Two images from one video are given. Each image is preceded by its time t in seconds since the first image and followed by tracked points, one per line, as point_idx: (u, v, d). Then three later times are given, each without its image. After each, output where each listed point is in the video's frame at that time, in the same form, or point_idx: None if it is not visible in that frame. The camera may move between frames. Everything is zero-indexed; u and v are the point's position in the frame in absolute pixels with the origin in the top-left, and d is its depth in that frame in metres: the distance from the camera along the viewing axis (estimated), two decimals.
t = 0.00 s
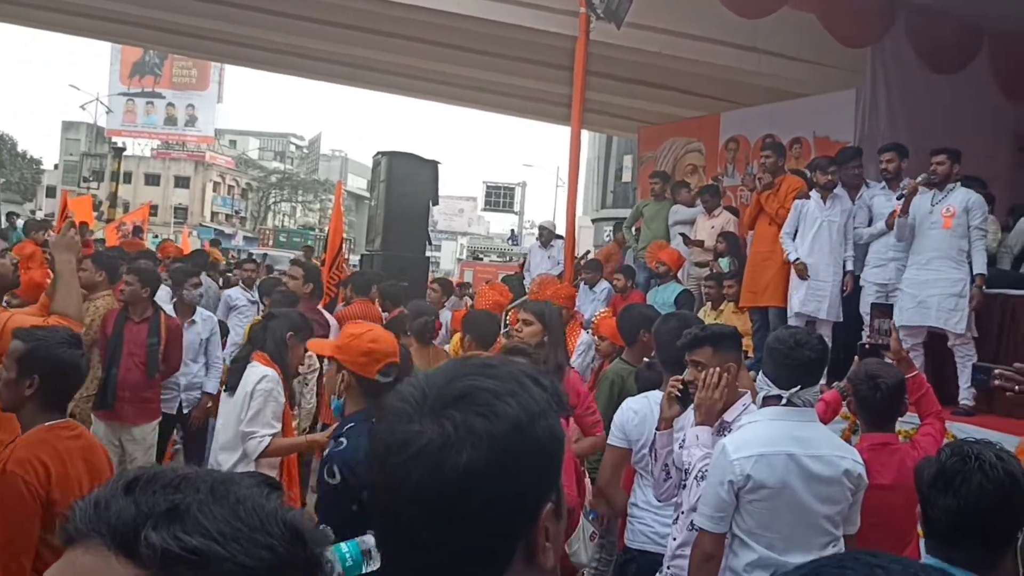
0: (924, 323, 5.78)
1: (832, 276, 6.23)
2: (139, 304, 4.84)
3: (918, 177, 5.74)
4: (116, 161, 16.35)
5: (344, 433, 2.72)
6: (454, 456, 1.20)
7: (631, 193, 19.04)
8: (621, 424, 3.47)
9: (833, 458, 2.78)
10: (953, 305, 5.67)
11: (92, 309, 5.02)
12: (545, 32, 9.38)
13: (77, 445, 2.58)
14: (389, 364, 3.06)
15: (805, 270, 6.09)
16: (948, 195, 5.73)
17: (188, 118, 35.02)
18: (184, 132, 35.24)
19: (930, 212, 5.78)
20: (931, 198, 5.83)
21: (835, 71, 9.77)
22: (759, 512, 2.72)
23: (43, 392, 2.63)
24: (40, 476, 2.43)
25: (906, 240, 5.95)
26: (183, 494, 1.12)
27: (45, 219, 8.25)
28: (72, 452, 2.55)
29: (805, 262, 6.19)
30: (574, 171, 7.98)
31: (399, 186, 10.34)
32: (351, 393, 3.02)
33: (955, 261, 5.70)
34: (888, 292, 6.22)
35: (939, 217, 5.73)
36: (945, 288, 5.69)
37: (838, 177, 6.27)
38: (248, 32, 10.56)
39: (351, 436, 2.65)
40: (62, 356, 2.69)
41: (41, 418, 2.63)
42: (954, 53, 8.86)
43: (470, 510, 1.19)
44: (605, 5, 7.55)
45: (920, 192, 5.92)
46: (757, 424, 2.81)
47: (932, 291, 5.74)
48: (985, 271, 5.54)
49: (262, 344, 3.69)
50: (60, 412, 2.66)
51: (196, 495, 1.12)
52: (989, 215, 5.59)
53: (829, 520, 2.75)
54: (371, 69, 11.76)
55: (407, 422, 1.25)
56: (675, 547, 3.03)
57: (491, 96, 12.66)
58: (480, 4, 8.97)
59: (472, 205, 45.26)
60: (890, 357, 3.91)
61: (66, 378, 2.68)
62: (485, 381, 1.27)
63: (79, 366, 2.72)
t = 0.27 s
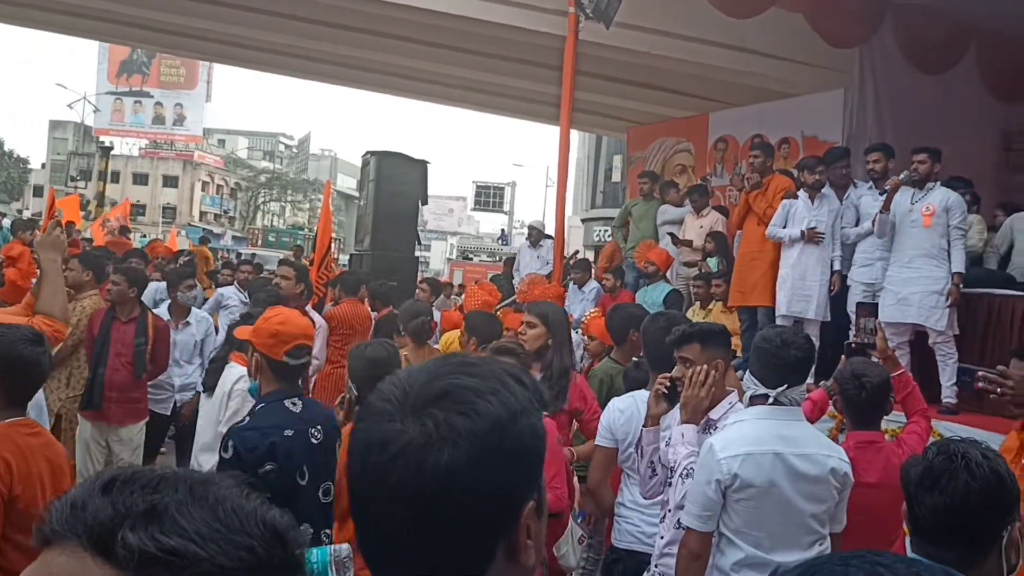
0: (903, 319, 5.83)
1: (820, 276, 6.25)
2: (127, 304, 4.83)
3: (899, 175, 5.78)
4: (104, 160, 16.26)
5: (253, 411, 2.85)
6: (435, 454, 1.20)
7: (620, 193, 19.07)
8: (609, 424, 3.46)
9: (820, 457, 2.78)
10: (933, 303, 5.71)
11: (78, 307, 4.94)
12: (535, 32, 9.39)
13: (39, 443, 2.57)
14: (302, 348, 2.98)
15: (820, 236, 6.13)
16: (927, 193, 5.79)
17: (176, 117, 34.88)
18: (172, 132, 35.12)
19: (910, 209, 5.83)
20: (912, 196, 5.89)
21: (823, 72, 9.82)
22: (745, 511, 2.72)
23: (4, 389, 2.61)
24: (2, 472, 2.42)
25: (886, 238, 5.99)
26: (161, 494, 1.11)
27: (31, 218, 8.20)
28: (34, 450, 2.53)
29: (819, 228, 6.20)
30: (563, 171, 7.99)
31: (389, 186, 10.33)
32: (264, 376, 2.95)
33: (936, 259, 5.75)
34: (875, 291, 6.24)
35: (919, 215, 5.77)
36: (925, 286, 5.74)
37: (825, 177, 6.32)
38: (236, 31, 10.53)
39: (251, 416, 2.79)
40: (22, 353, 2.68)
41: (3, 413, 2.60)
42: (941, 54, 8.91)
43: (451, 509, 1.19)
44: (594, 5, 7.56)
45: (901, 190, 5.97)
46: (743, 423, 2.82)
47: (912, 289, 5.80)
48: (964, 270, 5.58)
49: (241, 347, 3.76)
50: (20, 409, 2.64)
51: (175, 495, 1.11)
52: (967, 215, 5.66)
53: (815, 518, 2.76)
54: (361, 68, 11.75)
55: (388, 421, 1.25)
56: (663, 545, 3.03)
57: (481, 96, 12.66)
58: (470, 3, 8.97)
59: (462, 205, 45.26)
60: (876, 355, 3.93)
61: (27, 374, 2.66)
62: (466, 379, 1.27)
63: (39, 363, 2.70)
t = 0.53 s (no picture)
0: (875, 320, 5.86)
1: (793, 275, 6.29)
2: (99, 303, 4.78)
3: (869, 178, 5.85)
4: (75, 158, 16.07)
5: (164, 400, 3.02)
6: (404, 453, 1.20)
7: (596, 193, 19.14)
8: (584, 420, 3.47)
9: (793, 454, 2.80)
10: (904, 303, 5.78)
11: (50, 308, 4.95)
12: (511, 32, 9.40)
13: None
14: (219, 350, 3.09)
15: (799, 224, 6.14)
16: (898, 196, 5.87)
17: (150, 116, 34.55)
18: (145, 130, 34.81)
19: (881, 211, 5.90)
20: (882, 198, 5.95)
21: (797, 73, 9.89)
22: (718, 508, 2.74)
23: None
24: None
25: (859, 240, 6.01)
26: (129, 497, 1.10)
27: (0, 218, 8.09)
28: None
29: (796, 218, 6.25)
30: (539, 170, 7.99)
31: (364, 185, 10.30)
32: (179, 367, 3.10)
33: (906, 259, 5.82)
34: (847, 291, 6.29)
35: (890, 216, 5.85)
36: (897, 286, 5.80)
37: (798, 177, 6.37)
38: (209, 29, 10.45)
39: (159, 404, 2.97)
40: None
41: None
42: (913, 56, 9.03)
43: (421, 508, 1.19)
44: (570, 5, 7.56)
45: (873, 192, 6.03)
46: (717, 421, 2.83)
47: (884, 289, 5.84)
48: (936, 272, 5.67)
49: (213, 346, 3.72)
50: None
51: (141, 498, 1.10)
52: (938, 218, 5.75)
53: (788, 516, 2.78)
54: (336, 67, 11.70)
55: (357, 420, 1.25)
56: (637, 542, 3.04)
57: (457, 95, 12.65)
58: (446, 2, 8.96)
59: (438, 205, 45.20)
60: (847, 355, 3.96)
61: None
62: (435, 378, 1.27)
63: None
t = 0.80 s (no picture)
0: (857, 320, 5.87)
1: (774, 275, 6.32)
2: (78, 303, 4.73)
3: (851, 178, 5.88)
4: (53, 157, 15.92)
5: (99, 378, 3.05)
6: (379, 454, 1.19)
7: (579, 193, 19.16)
8: (567, 421, 3.47)
9: (772, 454, 2.81)
10: (886, 303, 5.81)
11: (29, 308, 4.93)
12: (494, 32, 9.40)
13: None
14: (155, 327, 3.14)
15: (779, 226, 6.20)
16: (880, 197, 5.90)
17: (130, 114, 34.30)
18: (126, 129, 34.55)
19: (864, 212, 5.93)
20: (864, 199, 5.97)
21: (779, 74, 9.95)
22: (699, 508, 2.74)
23: None
24: None
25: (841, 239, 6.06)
26: (102, 501, 1.10)
27: None
28: None
29: (777, 219, 6.29)
30: (521, 170, 7.99)
31: (347, 185, 10.27)
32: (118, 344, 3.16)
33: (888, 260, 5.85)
34: (828, 291, 6.32)
35: (872, 217, 5.88)
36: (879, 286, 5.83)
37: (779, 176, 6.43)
38: (189, 27, 10.39)
39: (92, 380, 3.00)
40: None
41: None
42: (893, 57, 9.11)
43: (396, 510, 1.18)
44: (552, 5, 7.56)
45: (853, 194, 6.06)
46: (697, 421, 2.83)
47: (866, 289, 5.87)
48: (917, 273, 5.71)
49: (195, 346, 3.72)
50: None
51: (114, 502, 1.10)
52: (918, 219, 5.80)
53: (768, 515, 2.78)
54: (318, 66, 11.65)
55: (331, 422, 1.24)
56: (618, 541, 3.04)
57: (440, 95, 12.63)
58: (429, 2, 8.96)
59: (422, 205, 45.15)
60: (827, 354, 3.97)
61: None
62: (409, 379, 1.26)
63: None
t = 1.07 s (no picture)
0: (830, 320, 5.94)
1: (745, 275, 6.38)
2: (45, 302, 4.67)
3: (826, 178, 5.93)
4: (19, 156, 15.66)
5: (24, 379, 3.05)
6: (349, 451, 1.19)
7: (552, 193, 19.20)
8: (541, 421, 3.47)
9: (742, 451, 2.83)
10: (859, 303, 5.88)
11: None
12: (467, 31, 9.40)
13: None
14: (74, 322, 3.11)
15: (750, 225, 6.23)
16: (854, 197, 5.97)
17: (99, 112, 33.90)
18: (94, 128, 34.14)
19: (838, 212, 6.00)
20: (839, 199, 6.06)
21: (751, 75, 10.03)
22: (670, 504, 2.76)
23: None
24: None
25: (815, 238, 6.17)
26: (67, 498, 1.10)
27: None
28: None
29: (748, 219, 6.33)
30: (494, 170, 8.00)
31: (320, 184, 10.24)
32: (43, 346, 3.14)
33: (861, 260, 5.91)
34: (798, 291, 6.38)
35: (846, 217, 5.95)
36: (851, 286, 5.89)
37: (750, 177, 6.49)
38: (160, 25, 10.29)
39: (19, 379, 3.02)
40: None
41: None
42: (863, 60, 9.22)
43: (366, 506, 1.19)
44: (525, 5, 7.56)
45: (828, 194, 6.14)
46: (668, 419, 2.86)
47: (840, 290, 5.93)
48: (890, 271, 5.75)
49: (171, 348, 3.66)
50: None
51: (79, 499, 1.10)
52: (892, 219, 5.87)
53: (739, 512, 2.81)
54: (290, 65, 11.59)
55: (302, 417, 1.24)
56: (589, 540, 3.06)
57: (413, 94, 12.61)
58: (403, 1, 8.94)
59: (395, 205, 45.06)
60: (797, 352, 4.00)
61: None
62: (381, 375, 1.26)
63: None
